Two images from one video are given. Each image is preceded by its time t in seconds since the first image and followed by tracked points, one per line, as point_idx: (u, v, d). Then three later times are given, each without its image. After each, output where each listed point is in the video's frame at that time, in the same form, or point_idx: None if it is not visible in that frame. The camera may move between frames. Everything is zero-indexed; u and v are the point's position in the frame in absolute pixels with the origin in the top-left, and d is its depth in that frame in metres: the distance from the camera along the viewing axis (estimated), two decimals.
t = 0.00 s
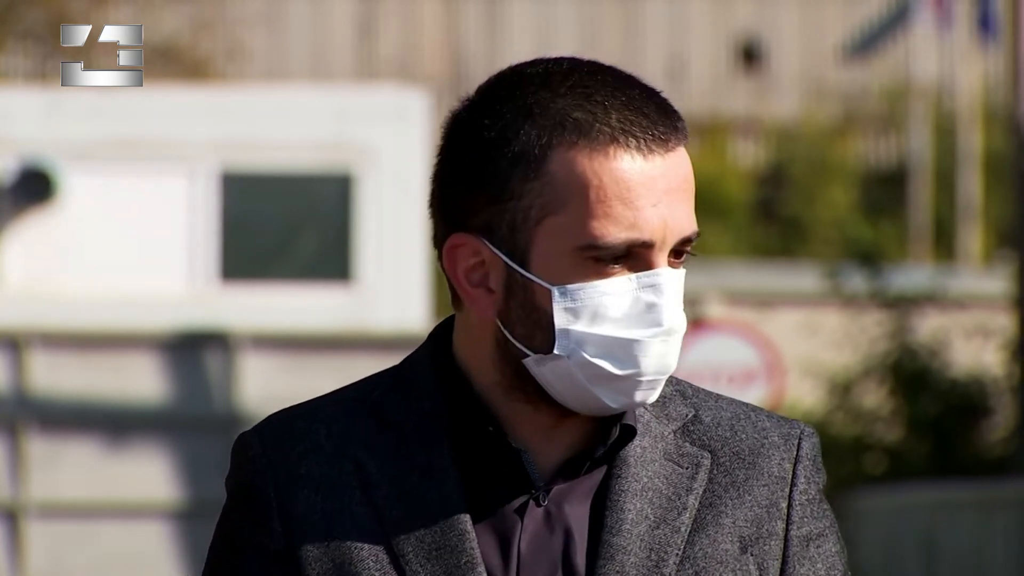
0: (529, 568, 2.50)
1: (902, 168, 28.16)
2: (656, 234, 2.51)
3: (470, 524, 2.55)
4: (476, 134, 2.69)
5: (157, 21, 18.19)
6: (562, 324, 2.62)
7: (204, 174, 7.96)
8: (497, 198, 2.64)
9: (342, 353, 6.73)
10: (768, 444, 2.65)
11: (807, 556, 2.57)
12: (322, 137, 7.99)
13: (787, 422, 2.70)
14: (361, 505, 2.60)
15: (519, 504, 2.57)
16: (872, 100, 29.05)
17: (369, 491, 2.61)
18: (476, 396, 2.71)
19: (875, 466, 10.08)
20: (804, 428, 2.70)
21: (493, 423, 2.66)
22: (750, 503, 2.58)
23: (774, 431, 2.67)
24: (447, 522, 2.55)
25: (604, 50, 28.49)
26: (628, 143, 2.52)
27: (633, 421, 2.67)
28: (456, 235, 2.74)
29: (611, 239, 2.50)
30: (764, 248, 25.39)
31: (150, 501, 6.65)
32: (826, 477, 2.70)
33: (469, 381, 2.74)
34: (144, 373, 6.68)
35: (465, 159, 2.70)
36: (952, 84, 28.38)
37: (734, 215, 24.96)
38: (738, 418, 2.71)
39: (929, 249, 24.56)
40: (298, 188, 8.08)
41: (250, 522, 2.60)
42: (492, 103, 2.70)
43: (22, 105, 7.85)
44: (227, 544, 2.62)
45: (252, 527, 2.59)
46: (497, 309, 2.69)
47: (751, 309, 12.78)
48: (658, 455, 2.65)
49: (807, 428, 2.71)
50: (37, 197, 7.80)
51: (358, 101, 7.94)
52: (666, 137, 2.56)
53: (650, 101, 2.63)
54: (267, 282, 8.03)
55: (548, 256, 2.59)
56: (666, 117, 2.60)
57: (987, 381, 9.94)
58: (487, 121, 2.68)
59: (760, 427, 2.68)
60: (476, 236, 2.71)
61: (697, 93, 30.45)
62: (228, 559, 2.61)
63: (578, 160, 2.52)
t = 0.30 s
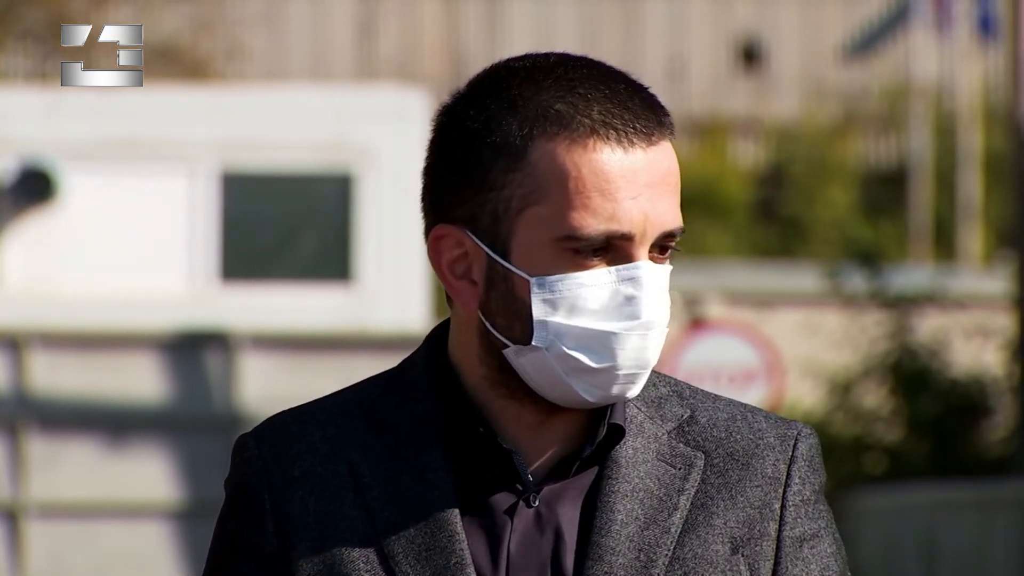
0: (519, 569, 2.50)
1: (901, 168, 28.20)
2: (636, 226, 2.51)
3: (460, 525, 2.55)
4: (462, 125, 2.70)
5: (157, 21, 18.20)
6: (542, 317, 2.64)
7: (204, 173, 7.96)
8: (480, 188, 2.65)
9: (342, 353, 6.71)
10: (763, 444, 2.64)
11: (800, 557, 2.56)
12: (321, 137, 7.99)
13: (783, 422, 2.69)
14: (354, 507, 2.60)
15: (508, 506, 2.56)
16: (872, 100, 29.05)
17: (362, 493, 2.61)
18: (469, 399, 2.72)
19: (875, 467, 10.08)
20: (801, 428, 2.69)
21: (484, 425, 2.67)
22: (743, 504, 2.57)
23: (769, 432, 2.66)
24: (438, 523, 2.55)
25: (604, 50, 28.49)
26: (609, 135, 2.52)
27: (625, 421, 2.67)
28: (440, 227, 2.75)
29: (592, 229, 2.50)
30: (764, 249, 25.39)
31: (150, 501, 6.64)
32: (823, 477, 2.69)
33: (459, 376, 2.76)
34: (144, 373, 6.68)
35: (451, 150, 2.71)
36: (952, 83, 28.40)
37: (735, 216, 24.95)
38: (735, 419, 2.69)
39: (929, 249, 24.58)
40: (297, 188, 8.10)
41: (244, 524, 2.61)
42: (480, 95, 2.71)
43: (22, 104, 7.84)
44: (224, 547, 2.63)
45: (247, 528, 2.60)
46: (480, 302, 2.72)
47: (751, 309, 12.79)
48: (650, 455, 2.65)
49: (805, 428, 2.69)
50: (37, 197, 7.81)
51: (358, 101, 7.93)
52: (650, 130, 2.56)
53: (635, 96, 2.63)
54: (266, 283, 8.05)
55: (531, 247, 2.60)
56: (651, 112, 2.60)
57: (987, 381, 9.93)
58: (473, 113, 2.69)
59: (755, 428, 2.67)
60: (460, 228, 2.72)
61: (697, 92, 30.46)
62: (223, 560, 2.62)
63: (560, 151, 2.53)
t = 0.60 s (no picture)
0: (518, 570, 2.50)
1: (902, 168, 28.19)
2: (601, 222, 2.50)
3: (461, 524, 2.55)
4: (453, 121, 2.72)
5: (157, 21, 18.23)
6: (508, 308, 2.66)
7: (204, 173, 7.96)
8: (460, 182, 2.67)
9: (342, 353, 6.71)
10: (765, 447, 2.64)
11: (802, 559, 2.56)
12: (320, 137, 8.00)
13: (784, 426, 2.69)
14: (354, 507, 2.59)
15: (508, 505, 2.56)
16: (872, 99, 29.07)
17: (363, 494, 2.61)
18: (467, 396, 2.71)
19: (876, 467, 10.10)
20: (803, 432, 2.69)
21: (485, 424, 2.65)
22: (744, 506, 2.57)
23: (770, 435, 2.67)
24: (439, 523, 2.55)
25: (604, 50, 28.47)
26: (579, 132, 2.51)
27: (625, 421, 2.67)
28: (424, 220, 2.79)
29: (553, 221, 2.51)
30: (764, 248, 25.42)
31: (150, 501, 6.64)
32: (825, 480, 2.69)
33: (456, 372, 2.77)
34: (144, 373, 6.67)
35: (443, 145, 2.73)
36: (952, 84, 28.43)
37: (736, 215, 24.96)
38: (736, 422, 2.70)
39: (929, 249, 24.60)
40: (297, 188, 8.10)
41: (245, 525, 2.61)
42: (471, 90, 2.73)
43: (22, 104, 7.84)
44: (224, 548, 2.63)
45: (248, 530, 2.60)
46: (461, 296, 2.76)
47: (751, 309, 12.79)
48: (651, 457, 2.65)
49: (807, 432, 2.69)
50: (37, 197, 7.81)
51: (359, 101, 7.97)
52: (627, 130, 2.54)
53: (624, 96, 2.62)
54: (266, 283, 8.04)
55: (502, 240, 2.61)
56: (634, 111, 2.59)
57: (987, 381, 9.93)
58: (464, 108, 2.71)
59: (757, 431, 2.68)
60: (444, 222, 2.75)
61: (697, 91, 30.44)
62: (225, 561, 2.62)
63: (532, 145, 2.53)
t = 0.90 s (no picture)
0: (521, 563, 2.50)
1: (902, 168, 28.20)
2: (588, 219, 2.51)
3: (463, 515, 2.55)
4: (445, 117, 2.72)
5: (157, 21, 18.24)
6: (497, 305, 2.67)
7: (204, 174, 7.96)
8: (452, 177, 2.67)
9: (342, 353, 6.72)
10: (766, 439, 2.65)
11: (804, 549, 2.56)
12: (320, 137, 8.01)
13: (785, 419, 2.70)
14: (356, 499, 2.59)
15: (510, 497, 2.56)
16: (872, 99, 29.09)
17: (365, 486, 2.60)
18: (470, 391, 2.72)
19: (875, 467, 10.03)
20: (804, 425, 2.70)
21: (489, 417, 2.66)
22: (746, 496, 2.57)
23: (772, 427, 2.67)
24: (441, 513, 2.55)
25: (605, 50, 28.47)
26: (569, 129, 2.52)
27: (626, 415, 2.67)
28: (419, 214, 2.79)
29: (541, 218, 2.51)
30: (764, 248, 25.43)
31: (151, 501, 6.65)
32: (827, 473, 2.69)
33: (458, 366, 2.77)
34: (144, 372, 6.67)
35: (435, 141, 2.73)
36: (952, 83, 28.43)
37: (736, 215, 24.98)
38: (737, 415, 2.70)
39: (929, 249, 24.61)
40: (298, 187, 8.10)
41: (247, 517, 2.60)
42: (465, 86, 2.73)
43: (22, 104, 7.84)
44: (225, 539, 2.62)
45: (250, 522, 2.59)
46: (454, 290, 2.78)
47: (751, 309, 12.79)
48: (652, 449, 2.65)
49: (807, 425, 2.70)
50: (37, 198, 7.81)
51: (358, 101, 7.97)
52: (617, 127, 2.55)
53: (616, 93, 2.63)
54: (266, 282, 8.04)
55: (491, 237, 2.62)
56: (625, 108, 2.60)
57: (987, 381, 9.94)
58: (456, 103, 2.71)
59: (758, 424, 2.68)
60: (439, 217, 2.75)
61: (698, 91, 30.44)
62: (225, 556, 2.61)
63: (522, 141, 2.53)
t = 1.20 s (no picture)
0: (523, 567, 2.51)
1: (902, 168, 28.19)
2: (632, 272, 2.50)
3: (462, 523, 2.55)
4: (462, 152, 2.65)
5: (157, 22, 18.25)
6: (534, 350, 2.63)
7: (204, 173, 7.97)
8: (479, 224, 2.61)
9: (341, 353, 6.71)
10: (764, 445, 2.65)
11: (803, 553, 2.57)
12: (321, 138, 8.02)
13: (782, 426, 2.70)
14: (355, 508, 2.59)
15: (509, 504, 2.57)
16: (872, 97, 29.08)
17: (363, 496, 2.61)
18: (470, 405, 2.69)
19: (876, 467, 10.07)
20: (801, 431, 2.70)
21: (485, 425, 2.67)
22: (745, 501, 2.58)
23: (769, 434, 2.67)
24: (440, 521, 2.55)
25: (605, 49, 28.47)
26: (610, 184, 2.47)
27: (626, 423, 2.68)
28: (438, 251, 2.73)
29: (587, 276, 2.49)
30: (764, 248, 25.44)
31: (151, 501, 6.64)
32: (824, 479, 2.69)
33: (457, 378, 2.75)
34: (144, 373, 6.66)
35: (451, 177, 2.66)
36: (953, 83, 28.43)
37: (736, 215, 24.98)
38: (734, 422, 2.70)
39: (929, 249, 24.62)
40: (298, 188, 8.10)
41: (244, 527, 2.60)
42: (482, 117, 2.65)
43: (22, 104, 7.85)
44: (224, 551, 2.62)
45: (249, 535, 2.59)
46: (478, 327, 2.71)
47: (751, 309, 12.78)
48: (652, 456, 2.65)
49: (804, 432, 2.70)
50: (37, 197, 7.82)
51: (358, 101, 7.99)
52: (652, 173, 2.52)
53: (641, 131, 2.59)
54: (266, 283, 8.05)
55: (528, 286, 2.58)
56: (654, 151, 2.56)
57: (987, 381, 9.94)
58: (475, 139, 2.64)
59: (756, 430, 2.68)
60: (460, 255, 2.70)
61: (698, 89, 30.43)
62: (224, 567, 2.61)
63: (561, 198, 2.49)
